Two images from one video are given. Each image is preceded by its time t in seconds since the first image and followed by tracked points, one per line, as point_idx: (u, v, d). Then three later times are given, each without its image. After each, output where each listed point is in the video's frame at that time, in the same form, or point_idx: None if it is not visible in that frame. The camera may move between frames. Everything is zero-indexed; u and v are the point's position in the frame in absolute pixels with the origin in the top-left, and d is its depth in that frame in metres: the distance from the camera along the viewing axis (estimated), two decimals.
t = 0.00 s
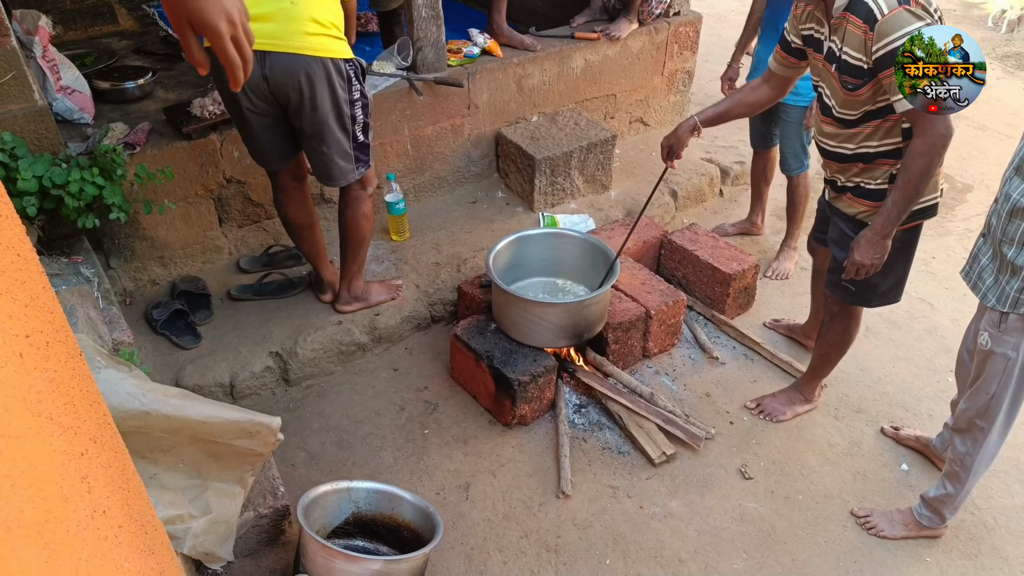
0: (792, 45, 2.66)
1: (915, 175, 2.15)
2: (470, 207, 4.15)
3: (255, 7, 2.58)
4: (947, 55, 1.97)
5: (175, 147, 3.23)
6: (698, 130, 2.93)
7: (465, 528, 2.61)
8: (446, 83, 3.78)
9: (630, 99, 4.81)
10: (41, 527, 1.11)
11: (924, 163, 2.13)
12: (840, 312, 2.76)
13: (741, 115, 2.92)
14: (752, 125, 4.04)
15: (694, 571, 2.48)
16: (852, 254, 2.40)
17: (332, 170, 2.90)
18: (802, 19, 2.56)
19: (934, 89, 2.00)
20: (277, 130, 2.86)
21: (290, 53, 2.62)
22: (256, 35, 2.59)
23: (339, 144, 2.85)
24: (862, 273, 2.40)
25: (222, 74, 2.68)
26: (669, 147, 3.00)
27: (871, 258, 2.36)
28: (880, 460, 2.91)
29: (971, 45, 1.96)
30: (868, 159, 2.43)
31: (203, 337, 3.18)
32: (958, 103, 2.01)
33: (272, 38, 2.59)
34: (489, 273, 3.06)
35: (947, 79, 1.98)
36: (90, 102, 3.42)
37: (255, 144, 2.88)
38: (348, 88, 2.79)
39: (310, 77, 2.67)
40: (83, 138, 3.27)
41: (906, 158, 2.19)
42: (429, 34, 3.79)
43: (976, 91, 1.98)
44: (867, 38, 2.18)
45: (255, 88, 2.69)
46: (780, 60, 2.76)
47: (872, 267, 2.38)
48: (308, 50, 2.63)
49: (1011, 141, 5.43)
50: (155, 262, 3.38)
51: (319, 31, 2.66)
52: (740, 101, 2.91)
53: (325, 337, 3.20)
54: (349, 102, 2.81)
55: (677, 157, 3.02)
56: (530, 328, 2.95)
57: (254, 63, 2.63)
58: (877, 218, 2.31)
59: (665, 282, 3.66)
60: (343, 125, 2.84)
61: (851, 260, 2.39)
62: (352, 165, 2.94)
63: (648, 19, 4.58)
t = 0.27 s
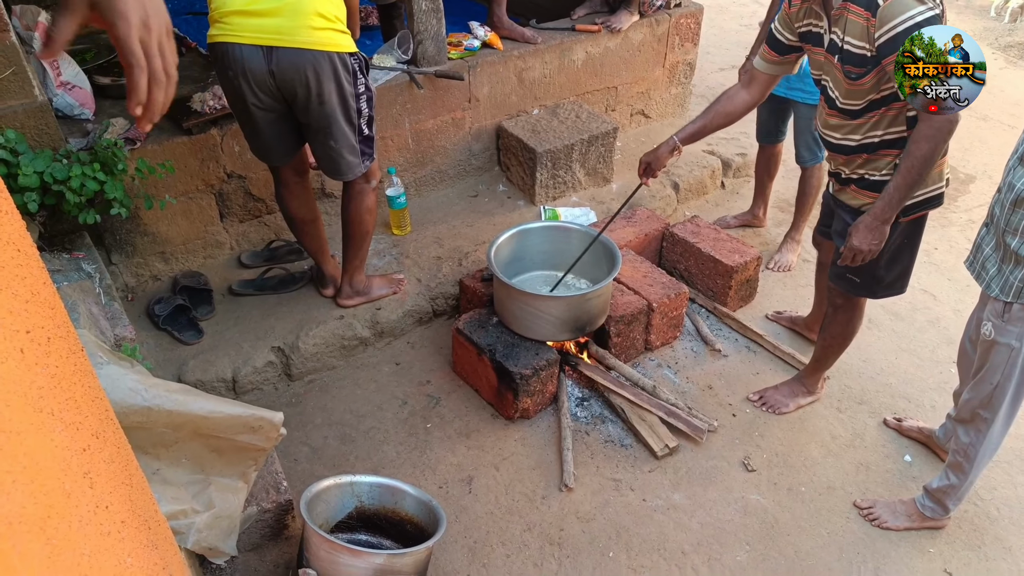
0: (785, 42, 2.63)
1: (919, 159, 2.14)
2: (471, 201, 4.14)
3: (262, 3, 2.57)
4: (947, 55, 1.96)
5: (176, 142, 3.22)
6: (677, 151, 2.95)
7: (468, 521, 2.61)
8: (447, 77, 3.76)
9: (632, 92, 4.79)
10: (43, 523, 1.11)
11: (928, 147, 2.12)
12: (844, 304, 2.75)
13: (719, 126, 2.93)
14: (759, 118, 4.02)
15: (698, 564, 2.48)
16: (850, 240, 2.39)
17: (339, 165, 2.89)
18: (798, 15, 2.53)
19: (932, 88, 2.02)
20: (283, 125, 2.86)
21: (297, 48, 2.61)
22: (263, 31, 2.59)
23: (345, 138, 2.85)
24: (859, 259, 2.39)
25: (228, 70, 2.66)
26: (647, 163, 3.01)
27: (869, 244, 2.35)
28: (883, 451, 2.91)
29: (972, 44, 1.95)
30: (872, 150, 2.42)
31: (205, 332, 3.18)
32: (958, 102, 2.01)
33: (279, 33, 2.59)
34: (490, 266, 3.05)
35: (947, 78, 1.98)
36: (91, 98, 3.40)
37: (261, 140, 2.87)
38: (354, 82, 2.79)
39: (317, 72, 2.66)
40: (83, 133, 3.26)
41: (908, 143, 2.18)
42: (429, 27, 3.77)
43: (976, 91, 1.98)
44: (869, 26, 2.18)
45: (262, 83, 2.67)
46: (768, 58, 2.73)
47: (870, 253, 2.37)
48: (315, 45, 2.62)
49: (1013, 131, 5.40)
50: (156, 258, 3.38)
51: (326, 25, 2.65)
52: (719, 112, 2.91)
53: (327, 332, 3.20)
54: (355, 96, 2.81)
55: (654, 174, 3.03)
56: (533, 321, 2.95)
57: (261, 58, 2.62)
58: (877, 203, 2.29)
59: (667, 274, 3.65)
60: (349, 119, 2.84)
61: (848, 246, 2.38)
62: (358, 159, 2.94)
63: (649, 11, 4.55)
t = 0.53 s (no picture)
0: (783, 36, 2.63)
1: (924, 162, 2.14)
2: (472, 199, 4.14)
3: (264, 3, 2.58)
4: (947, 55, 1.97)
5: (178, 141, 3.22)
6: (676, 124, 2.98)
7: (470, 520, 2.61)
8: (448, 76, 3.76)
9: (633, 90, 4.79)
10: (45, 524, 1.11)
11: (933, 149, 2.11)
12: (842, 301, 2.75)
13: (719, 104, 2.95)
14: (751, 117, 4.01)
15: (699, 562, 2.49)
16: (867, 247, 2.39)
17: (340, 164, 2.90)
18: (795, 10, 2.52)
19: (932, 88, 2.02)
20: (284, 124, 2.86)
21: (299, 48, 2.61)
22: (265, 31, 2.59)
23: (346, 138, 2.85)
24: (878, 264, 2.39)
25: (230, 70, 2.66)
26: (648, 139, 3.03)
27: (886, 248, 2.34)
28: (884, 448, 2.91)
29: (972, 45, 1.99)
30: (871, 149, 2.42)
31: (207, 331, 3.18)
32: (958, 103, 2.02)
33: (280, 33, 2.59)
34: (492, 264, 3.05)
35: (947, 78, 1.98)
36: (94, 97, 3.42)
37: (262, 140, 2.87)
38: (355, 82, 2.79)
39: (319, 72, 2.66)
40: (85, 132, 3.27)
41: (914, 146, 2.17)
42: (431, 26, 3.77)
43: (976, 91, 1.99)
44: (870, 28, 2.18)
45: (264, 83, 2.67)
46: (767, 50, 2.72)
47: (887, 258, 2.37)
48: (316, 45, 2.62)
49: (1014, 129, 5.40)
50: (158, 256, 3.38)
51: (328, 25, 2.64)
52: (719, 91, 2.92)
53: (328, 330, 3.20)
54: (356, 96, 2.81)
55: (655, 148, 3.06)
56: (534, 319, 2.95)
57: (263, 59, 2.62)
58: (889, 208, 2.29)
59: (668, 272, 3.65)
60: (350, 119, 2.84)
61: (866, 252, 2.38)
62: (359, 159, 2.94)
63: (650, 10, 4.55)
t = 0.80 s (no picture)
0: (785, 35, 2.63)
1: (918, 168, 2.14)
2: (474, 199, 4.14)
3: (265, 5, 2.58)
4: (947, 55, 1.98)
5: (180, 141, 3.23)
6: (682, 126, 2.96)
7: (471, 521, 2.61)
8: (451, 77, 3.76)
9: (634, 92, 4.79)
10: (49, 525, 1.11)
11: (926, 156, 2.13)
12: (841, 303, 2.75)
13: (723, 103, 2.94)
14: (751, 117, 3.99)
15: (701, 564, 2.48)
16: (862, 249, 2.40)
17: (340, 165, 2.89)
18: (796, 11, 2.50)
19: (932, 88, 2.02)
20: (284, 125, 2.85)
21: (299, 49, 2.61)
22: (266, 33, 2.59)
23: (346, 139, 2.85)
24: (873, 267, 2.40)
25: (231, 70, 2.66)
26: (651, 140, 3.03)
27: (880, 252, 2.35)
28: (885, 451, 2.91)
29: (972, 45, 1.99)
30: (869, 152, 2.42)
31: (209, 331, 3.18)
32: (958, 104, 2.03)
33: (281, 35, 2.59)
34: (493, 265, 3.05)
35: (947, 79, 1.99)
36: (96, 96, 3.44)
37: (262, 140, 2.87)
38: (356, 83, 2.79)
39: (318, 73, 2.66)
40: (88, 132, 3.27)
41: (908, 152, 2.19)
42: (433, 27, 3.77)
43: (976, 91, 2.00)
44: (867, 34, 2.17)
45: (263, 84, 2.67)
46: (768, 48, 2.73)
47: (882, 262, 2.38)
48: (316, 47, 2.62)
49: (1014, 131, 5.40)
50: (160, 256, 3.38)
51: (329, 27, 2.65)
52: (723, 91, 2.92)
53: (329, 330, 3.20)
54: (356, 97, 2.81)
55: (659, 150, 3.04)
56: (535, 320, 2.95)
57: (263, 59, 2.62)
58: (883, 212, 2.30)
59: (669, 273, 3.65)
60: (350, 120, 2.83)
61: (861, 255, 2.39)
62: (359, 159, 2.93)
63: (651, 12, 4.55)
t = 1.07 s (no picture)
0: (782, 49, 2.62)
1: (924, 165, 2.14)
2: (475, 202, 4.15)
3: (261, 9, 2.61)
4: (947, 55, 1.99)
5: (182, 143, 3.24)
6: (673, 158, 2.95)
7: (472, 523, 2.62)
8: (452, 79, 3.77)
9: (635, 94, 4.80)
10: (54, 527, 1.12)
11: (933, 152, 2.12)
12: (846, 306, 2.75)
13: (714, 133, 2.93)
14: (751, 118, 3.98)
15: (701, 566, 2.49)
16: (863, 247, 2.38)
17: (331, 169, 2.88)
18: (794, 25, 2.52)
19: (932, 88, 2.02)
20: (278, 128, 2.87)
21: (289, 55, 2.62)
22: (259, 37, 2.62)
23: (337, 144, 2.83)
24: (873, 266, 2.38)
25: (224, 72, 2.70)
26: (643, 169, 2.99)
27: (882, 249, 2.34)
28: (885, 453, 2.91)
29: (971, 45, 1.99)
30: (876, 154, 2.42)
31: (211, 333, 3.19)
32: (959, 103, 2.03)
33: (273, 40, 2.61)
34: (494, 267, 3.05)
35: (947, 78, 2.00)
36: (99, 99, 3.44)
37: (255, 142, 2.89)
38: (349, 89, 2.77)
39: (307, 78, 2.66)
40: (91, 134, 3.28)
41: (914, 149, 2.18)
42: (435, 30, 3.78)
43: (976, 91, 2.01)
44: (869, 35, 2.18)
45: (254, 87, 2.70)
46: (765, 65, 2.72)
47: (885, 260, 2.36)
48: (307, 54, 2.63)
49: (1015, 134, 5.40)
50: (162, 258, 3.39)
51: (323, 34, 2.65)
52: (715, 119, 2.90)
53: (331, 332, 3.21)
54: (349, 103, 2.79)
55: (652, 180, 3.00)
56: (536, 322, 2.95)
57: (254, 62, 2.64)
58: (888, 209, 2.28)
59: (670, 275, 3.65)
60: (343, 125, 2.82)
61: (862, 252, 2.37)
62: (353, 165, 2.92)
63: (652, 15, 4.56)
